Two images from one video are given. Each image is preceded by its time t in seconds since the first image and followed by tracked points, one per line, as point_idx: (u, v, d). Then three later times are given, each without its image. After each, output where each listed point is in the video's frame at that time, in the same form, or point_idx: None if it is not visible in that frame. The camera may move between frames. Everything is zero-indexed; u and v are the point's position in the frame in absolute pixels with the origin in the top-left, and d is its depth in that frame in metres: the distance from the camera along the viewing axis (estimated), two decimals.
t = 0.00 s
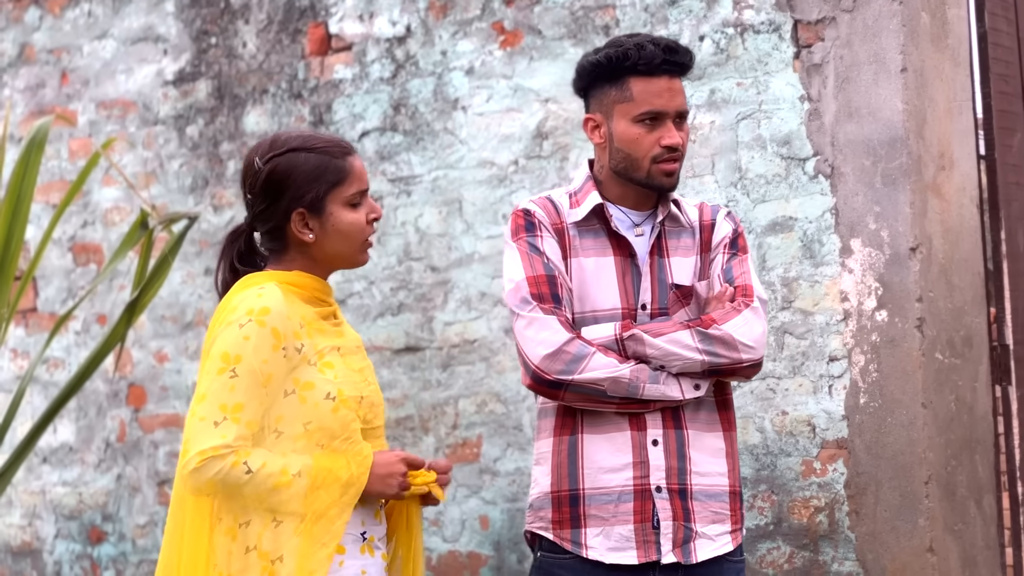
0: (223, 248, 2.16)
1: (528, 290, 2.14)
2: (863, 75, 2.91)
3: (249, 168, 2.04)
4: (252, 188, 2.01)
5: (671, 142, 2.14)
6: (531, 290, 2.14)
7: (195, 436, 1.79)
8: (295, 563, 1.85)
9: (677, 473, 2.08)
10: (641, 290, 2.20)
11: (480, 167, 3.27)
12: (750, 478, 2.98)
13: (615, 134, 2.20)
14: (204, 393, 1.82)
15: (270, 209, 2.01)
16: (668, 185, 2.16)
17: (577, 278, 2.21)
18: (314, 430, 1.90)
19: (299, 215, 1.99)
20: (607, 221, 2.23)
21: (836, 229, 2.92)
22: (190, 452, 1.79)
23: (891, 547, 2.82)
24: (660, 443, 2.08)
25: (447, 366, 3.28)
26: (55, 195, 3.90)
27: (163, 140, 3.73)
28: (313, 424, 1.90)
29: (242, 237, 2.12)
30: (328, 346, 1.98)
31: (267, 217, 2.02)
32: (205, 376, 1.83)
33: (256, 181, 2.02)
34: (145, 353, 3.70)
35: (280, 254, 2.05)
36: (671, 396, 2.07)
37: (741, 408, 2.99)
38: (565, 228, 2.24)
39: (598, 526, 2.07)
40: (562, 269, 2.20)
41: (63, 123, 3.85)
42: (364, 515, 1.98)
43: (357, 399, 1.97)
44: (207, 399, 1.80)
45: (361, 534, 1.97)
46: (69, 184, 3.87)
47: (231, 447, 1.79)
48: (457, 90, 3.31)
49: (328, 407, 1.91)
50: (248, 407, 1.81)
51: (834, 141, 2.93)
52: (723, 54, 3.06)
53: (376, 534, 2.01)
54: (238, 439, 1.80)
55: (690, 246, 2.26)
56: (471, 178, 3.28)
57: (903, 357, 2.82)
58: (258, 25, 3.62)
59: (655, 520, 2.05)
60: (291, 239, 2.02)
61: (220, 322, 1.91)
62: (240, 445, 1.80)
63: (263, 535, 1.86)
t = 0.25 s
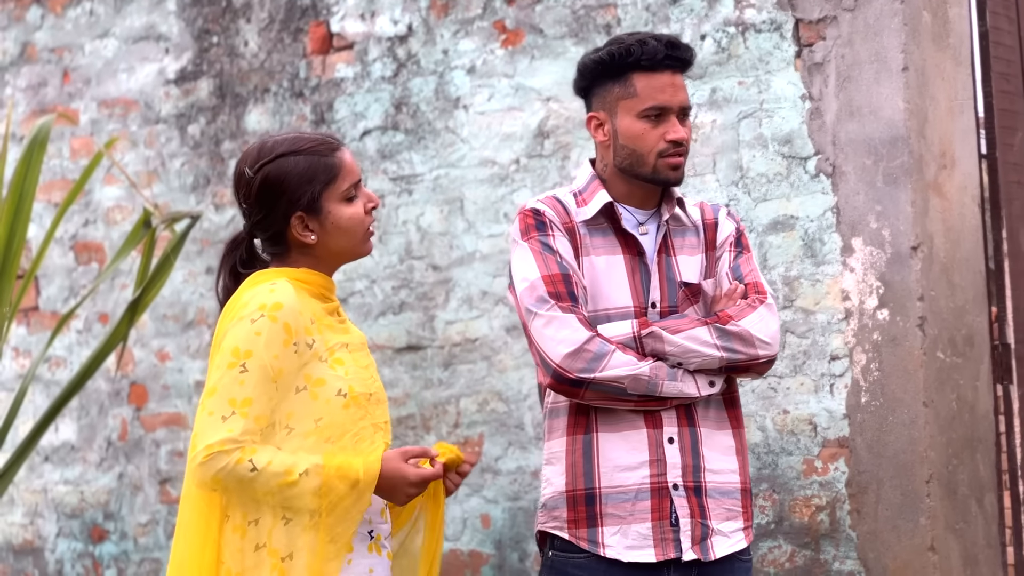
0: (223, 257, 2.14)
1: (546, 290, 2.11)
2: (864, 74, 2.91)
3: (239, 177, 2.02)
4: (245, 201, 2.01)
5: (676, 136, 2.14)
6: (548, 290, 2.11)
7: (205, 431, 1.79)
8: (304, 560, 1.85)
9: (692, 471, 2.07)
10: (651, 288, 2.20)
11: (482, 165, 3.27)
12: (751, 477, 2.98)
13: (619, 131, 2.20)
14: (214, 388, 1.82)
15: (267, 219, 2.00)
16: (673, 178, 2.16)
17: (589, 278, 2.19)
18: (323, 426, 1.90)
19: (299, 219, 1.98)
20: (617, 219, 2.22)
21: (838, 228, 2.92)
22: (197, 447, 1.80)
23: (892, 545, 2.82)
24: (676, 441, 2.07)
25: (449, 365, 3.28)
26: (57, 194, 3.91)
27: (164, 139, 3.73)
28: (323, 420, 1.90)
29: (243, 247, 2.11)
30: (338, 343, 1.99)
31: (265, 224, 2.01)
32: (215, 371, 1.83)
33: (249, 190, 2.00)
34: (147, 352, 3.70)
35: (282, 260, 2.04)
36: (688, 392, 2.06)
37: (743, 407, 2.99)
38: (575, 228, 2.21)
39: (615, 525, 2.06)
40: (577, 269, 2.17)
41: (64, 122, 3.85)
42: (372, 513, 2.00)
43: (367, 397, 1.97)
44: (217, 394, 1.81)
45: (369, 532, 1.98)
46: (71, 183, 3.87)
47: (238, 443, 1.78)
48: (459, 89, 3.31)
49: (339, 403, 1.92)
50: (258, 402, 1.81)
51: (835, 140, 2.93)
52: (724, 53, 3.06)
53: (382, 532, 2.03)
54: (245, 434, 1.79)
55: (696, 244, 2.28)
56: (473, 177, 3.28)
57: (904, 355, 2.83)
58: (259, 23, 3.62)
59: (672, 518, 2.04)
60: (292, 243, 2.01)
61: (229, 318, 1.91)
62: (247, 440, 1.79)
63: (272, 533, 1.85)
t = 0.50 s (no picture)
0: (227, 260, 2.14)
1: (551, 291, 2.10)
2: (865, 74, 2.92)
3: (240, 186, 2.01)
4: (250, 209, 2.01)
5: (676, 138, 2.14)
6: (553, 290, 2.10)
7: (216, 428, 1.79)
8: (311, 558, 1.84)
9: (699, 468, 2.07)
10: (654, 289, 2.19)
11: (483, 165, 3.27)
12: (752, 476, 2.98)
13: (618, 134, 2.20)
14: (224, 385, 1.81)
15: (272, 227, 2.00)
16: (674, 179, 2.16)
17: (593, 279, 2.18)
18: (330, 424, 1.90)
19: (304, 226, 1.98)
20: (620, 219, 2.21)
21: (838, 227, 2.92)
22: (212, 445, 1.79)
23: (893, 545, 2.82)
24: (683, 438, 2.07)
25: (450, 365, 3.28)
26: (58, 193, 3.91)
27: (165, 138, 3.73)
28: (329, 417, 1.90)
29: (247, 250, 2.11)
30: (344, 341, 1.99)
31: (270, 231, 2.01)
32: (224, 369, 1.83)
33: (251, 200, 2.00)
34: (148, 352, 3.70)
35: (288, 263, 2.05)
36: (694, 391, 2.06)
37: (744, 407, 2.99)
38: (577, 229, 2.21)
39: (624, 522, 2.04)
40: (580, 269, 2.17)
41: (65, 121, 3.86)
42: (377, 512, 1.98)
43: (373, 394, 1.97)
44: (228, 391, 1.80)
45: (374, 531, 1.96)
46: (72, 182, 3.87)
47: (252, 439, 1.79)
48: (460, 88, 3.32)
49: (346, 400, 1.92)
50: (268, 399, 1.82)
51: (836, 139, 2.93)
52: (725, 52, 3.06)
53: (388, 531, 2.00)
54: (259, 431, 1.81)
55: (697, 245, 2.28)
56: (474, 177, 3.28)
57: (905, 355, 2.84)
58: (260, 23, 3.62)
59: (682, 514, 2.03)
60: (299, 248, 2.02)
61: (236, 316, 1.91)
62: (260, 437, 1.81)
63: (278, 530, 1.84)
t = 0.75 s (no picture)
0: (233, 259, 2.13)
1: (543, 287, 2.11)
2: (865, 73, 2.92)
3: (247, 186, 2.01)
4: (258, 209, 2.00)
5: (669, 138, 2.14)
6: (544, 287, 2.11)
7: (216, 429, 1.79)
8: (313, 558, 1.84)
9: (693, 466, 2.07)
10: (650, 286, 2.19)
11: (482, 165, 3.27)
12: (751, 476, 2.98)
13: (612, 133, 2.20)
14: (223, 386, 1.82)
15: (280, 227, 2.00)
16: (666, 179, 2.15)
17: (587, 276, 2.19)
18: (330, 424, 1.90)
19: (310, 226, 1.98)
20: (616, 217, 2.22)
21: (838, 227, 2.92)
22: (210, 446, 1.80)
23: (893, 544, 2.82)
24: (676, 436, 2.06)
25: (450, 364, 3.28)
26: (58, 193, 3.91)
27: (165, 138, 3.73)
28: (330, 418, 1.90)
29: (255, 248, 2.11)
30: (345, 342, 1.99)
31: (277, 232, 2.01)
32: (223, 370, 1.83)
33: (258, 200, 1.99)
34: (148, 351, 3.70)
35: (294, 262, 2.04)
36: (687, 388, 2.05)
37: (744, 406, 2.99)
38: (572, 227, 2.22)
39: (616, 519, 2.04)
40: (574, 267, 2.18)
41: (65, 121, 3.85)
42: (379, 511, 1.98)
43: (374, 394, 1.96)
44: (227, 393, 1.81)
45: (376, 530, 1.97)
46: (71, 181, 3.87)
47: (252, 442, 1.80)
48: (459, 88, 3.31)
49: (345, 402, 1.91)
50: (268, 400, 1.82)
51: (836, 139, 2.93)
52: (725, 52, 3.06)
53: (390, 530, 2.00)
54: (258, 433, 1.81)
55: (696, 244, 2.28)
56: (474, 176, 3.28)
57: (905, 354, 2.84)
58: (260, 23, 3.62)
59: (673, 512, 2.03)
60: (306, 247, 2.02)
61: (237, 318, 1.91)
62: (259, 441, 1.81)
63: (279, 530, 1.84)
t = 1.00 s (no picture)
0: (239, 262, 2.10)
1: (531, 285, 2.14)
2: (863, 73, 2.92)
3: (263, 188, 1.99)
4: (276, 211, 1.98)
5: (664, 137, 2.14)
6: (532, 285, 2.14)
7: (212, 426, 1.79)
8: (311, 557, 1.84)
9: (679, 467, 2.07)
10: (643, 285, 2.20)
11: (480, 164, 3.27)
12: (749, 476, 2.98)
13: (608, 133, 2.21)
14: (222, 383, 1.82)
15: (299, 226, 1.99)
16: (661, 178, 2.16)
17: (579, 275, 2.21)
18: (334, 425, 1.89)
19: (332, 222, 1.99)
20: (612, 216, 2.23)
21: (836, 227, 2.92)
22: (206, 442, 1.79)
23: (891, 544, 2.82)
24: (662, 437, 2.08)
25: (448, 364, 3.28)
26: (56, 193, 3.90)
27: (163, 138, 3.73)
28: (334, 419, 1.89)
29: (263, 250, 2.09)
30: (350, 342, 1.99)
31: (294, 232, 2.00)
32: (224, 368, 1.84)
33: (277, 202, 1.98)
34: (146, 351, 3.70)
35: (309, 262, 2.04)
36: (672, 389, 2.06)
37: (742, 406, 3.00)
38: (567, 226, 2.24)
39: (598, 519, 2.06)
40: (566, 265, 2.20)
41: (63, 120, 3.85)
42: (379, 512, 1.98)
43: (379, 395, 1.96)
44: (225, 390, 1.81)
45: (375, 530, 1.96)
46: (69, 181, 3.86)
47: (248, 440, 1.79)
48: (458, 88, 3.32)
49: (350, 403, 1.91)
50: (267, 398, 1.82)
51: (834, 139, 2.94)
52: (723, 51, 3.06)
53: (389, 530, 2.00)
54: (254, 430, 1.80)
55: (695, 244, 2.27)
56: (472, 176, 3.28)
57: (903, 354, 2.84)
58: (259, 22, 3.62)
59: (655, 513, 2.04)
60: (323, 245, 2.02)
61: (242, 316, 1.92)
62: (256, 439, 1.80)
63: (278, 529, 1.84)
